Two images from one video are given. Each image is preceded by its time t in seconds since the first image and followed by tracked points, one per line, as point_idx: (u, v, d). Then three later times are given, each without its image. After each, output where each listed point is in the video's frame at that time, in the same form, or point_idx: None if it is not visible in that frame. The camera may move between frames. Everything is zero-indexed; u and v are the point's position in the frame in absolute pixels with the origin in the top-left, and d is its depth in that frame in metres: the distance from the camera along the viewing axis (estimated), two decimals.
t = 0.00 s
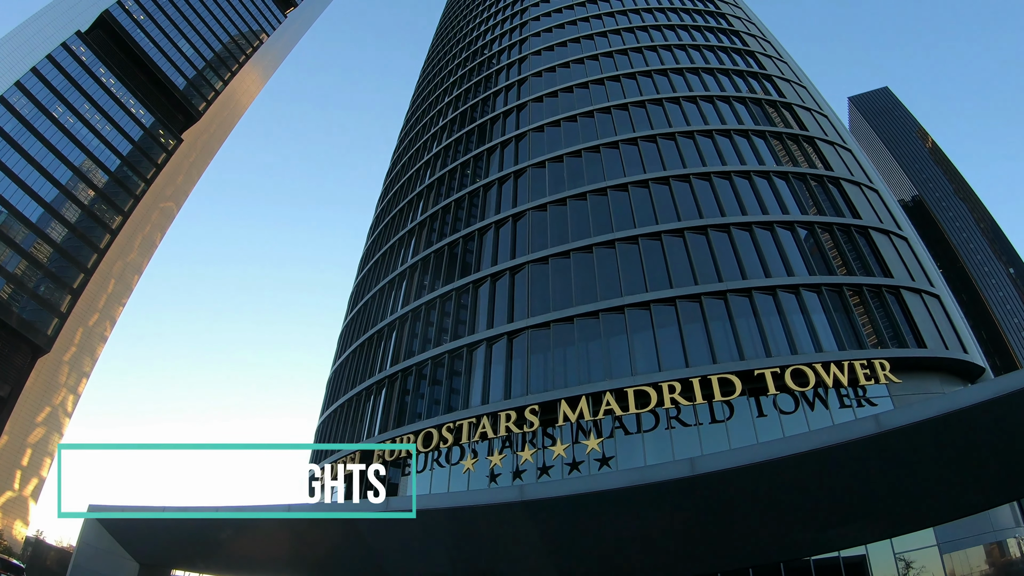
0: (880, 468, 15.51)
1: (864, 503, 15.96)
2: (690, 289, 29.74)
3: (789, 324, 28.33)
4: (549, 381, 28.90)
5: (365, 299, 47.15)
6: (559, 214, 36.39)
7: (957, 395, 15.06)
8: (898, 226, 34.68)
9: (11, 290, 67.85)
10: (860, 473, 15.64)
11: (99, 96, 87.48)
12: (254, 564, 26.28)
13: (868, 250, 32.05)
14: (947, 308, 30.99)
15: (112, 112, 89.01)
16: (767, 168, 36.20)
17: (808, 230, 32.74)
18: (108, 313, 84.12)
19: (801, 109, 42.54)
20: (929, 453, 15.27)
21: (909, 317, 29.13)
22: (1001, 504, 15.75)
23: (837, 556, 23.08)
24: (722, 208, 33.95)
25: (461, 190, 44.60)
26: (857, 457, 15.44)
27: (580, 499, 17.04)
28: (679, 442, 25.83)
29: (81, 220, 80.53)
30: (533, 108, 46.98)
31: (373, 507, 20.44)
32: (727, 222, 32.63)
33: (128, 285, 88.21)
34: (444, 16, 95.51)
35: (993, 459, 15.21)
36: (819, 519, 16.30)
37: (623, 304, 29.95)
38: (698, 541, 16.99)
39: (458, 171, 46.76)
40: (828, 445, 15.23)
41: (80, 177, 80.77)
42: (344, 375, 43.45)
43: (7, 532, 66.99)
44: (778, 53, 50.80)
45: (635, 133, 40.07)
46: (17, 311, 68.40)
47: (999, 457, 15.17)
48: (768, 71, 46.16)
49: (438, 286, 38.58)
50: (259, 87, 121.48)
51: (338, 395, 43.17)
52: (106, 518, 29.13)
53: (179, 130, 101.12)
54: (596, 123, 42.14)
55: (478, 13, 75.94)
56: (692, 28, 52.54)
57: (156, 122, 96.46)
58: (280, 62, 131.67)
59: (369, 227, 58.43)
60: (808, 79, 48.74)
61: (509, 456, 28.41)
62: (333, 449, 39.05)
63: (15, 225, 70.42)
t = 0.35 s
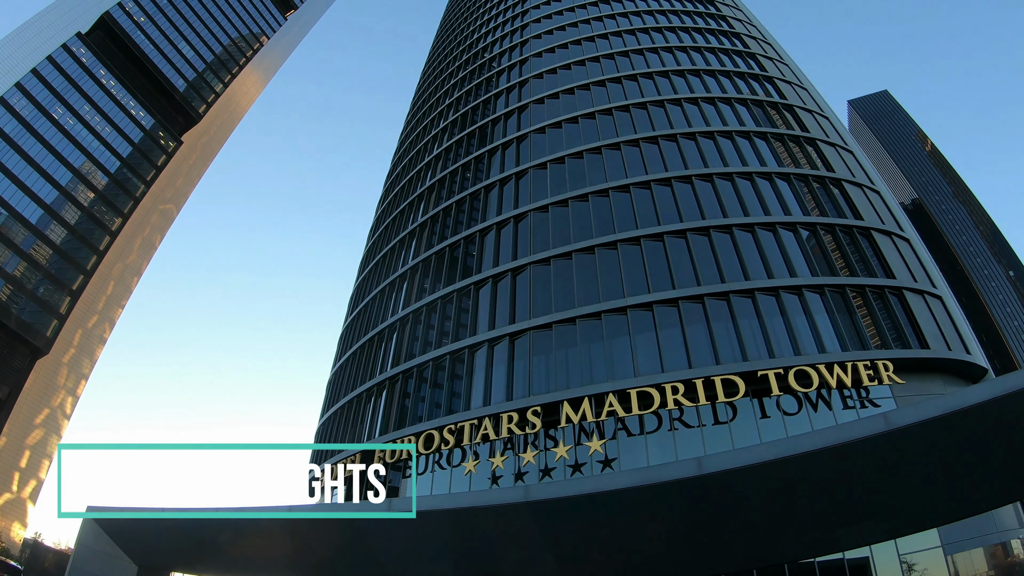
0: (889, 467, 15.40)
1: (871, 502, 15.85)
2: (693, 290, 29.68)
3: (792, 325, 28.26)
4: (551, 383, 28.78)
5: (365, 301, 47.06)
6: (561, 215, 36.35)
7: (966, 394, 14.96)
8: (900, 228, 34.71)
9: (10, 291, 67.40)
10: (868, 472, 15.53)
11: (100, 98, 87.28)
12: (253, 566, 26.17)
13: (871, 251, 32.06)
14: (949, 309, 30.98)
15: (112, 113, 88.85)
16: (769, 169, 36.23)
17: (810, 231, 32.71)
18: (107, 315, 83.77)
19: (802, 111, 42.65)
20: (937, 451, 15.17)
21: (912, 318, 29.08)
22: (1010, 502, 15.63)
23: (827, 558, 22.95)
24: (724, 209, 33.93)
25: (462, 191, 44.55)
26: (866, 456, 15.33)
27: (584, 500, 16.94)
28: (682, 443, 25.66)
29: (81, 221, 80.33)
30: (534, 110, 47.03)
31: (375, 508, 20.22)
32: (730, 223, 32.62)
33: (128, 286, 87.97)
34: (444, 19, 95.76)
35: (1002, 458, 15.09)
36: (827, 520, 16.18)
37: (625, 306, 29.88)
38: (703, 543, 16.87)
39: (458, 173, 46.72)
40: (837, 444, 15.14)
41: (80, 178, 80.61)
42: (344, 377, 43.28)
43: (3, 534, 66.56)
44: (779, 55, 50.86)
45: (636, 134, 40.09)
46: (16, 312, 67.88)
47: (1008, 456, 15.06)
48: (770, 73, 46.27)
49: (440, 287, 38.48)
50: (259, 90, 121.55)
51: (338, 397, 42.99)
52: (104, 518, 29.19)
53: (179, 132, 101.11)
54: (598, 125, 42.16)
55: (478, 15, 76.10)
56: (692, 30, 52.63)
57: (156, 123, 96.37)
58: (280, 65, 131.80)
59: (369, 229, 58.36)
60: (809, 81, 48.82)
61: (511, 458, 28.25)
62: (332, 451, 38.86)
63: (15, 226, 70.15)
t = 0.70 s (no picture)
0: (898, 464, 15.28)
1: (880, 500, 15.76)
2: (695, 290, 29.62)
3: (795, 325, 28.19)
4: (553, 384, 28.65)
5: (365, 302, 47.03)
6: (562, 216, 36.31)
7: (976, 390, 14.82)
8: (902, 228, 34.72)
9: (9, 293, 67.03)
10: (876, 470, 15.43)
11: (99, 99, 87.17)
12: (252, 569, 26.03)
13: (873, 252, 32.08)
14: (952, 309, 30.98)
15: (112, 115, 88.78)
16: (771, 170, 36.24)
17: (812, 232, 32.72)
18: (106, 317, 83.22)
19: (803, 112, 42.74)
20: (945, 449, 15.06)
21: (915, 319, 29.06)
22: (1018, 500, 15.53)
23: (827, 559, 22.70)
24: (726, 210, 33.91)
25: (463, 192, 44.49)
26: (875, 454, 15.19)
27: (589, 500, 16.78)
28: (685, 444, 25.47)
29: (81, 223, 80.23)
30: (534, 111, 47.07)
31: (377, 508, 20.02)
32: (732, 223, 32.60)
33: (127, 288, 87.46)
34: (444, 21, 95.92)
35: (1011, 455, 14.97)
36: (834, 519, 16.12)
37: (628, 306, 29.80)
38: (709, 542, 16.78)
39: (459, 174, 46.70)
40: (845, 442, 15.03)
41: (79, 180, 80.50)
42: (344, 378, 43.15)
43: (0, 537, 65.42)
44: (780, 57, 50.91)
45: (637, 135, 40.11)
46: (15, 313, 67.40)
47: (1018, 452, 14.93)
48: (771, 74, 46.35)
49: (441, 288, 38.39)
50: (259, 93, 121.60)
51: (338, 399, 42.86)
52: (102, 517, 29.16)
53: (179, 134, 101.15)
54: (599, 126, 42.17)
55: (478, 17, 76.19)
56: (693, 32, 52.72)
57: (156, 125, 96.38)
58: (279, 67, 131.87)
59: (369, 231, 58.29)
60: (810, 82, 48.86)
61: (513, 460, 27.99)
62: (332, 452, 38.71)
63: (14, 228, 70.00)
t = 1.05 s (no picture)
0: (908, 463, 15.16)
1: (889, 499, 15.64)
2: (698, 291, 29.54)
3: (799, 325, 28.10)
4: (555, 385, 28.51)
5: (366, 303, 46.89)
6: (565, 217, 36.22)
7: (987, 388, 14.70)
8: (905, 228, 34.69)
9: (8, 294, 66.30)
10: (887, 470, 15.33)
11: (99, 101, 87.02)
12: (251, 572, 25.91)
13: (876, 252, 32.04)
14: (955, 309, 30.93)
15: (112, 117, 88.57)
16: (773, 170, 36.20)
17: (815, 232, 32.69)
18: (106, 318, 82.06)
19: (804, 112, 42.76)
20: (956, 447, 14.93)
21: (919, 319, 28.99)
22: None
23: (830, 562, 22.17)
24: (730, 210, 33.86)
25: (464, 193, 44.41)
26: (884, 453, 15.06)
27: (596, 502, 16.64)
28: (689, 445, 25.30)
29: (81, 224, 79.53)
30: (535, 112, 47.08)
31: (381, 508, 19.81)
32: (735, 224, 32.55)
33: (127, 290, 86.71)
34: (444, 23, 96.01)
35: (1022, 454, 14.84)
36: (844, 520, 16.05)
37: (631, 307, 29.71)
38: (717, 543, 16.67)
39: (460, 175, 46.65)
40: (857, 441, 14.89)
41: (80, 181, 79.94)
42: (345, 379, 42.94)
43: None
44: (781, 57, 50.98)
45: (640, 135, 40.09)
46: (14, 314, 66.75)
47: None
48: (772, 75, 46.40)
49: (442, 289, 38.26)
50: (259, 95, 121.63)
51: (339, 401, 42.63)
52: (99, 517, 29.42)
53: (179, 135, 100.99)
54: (601, 126, 42.15)
55: (478, 19, 76.29)
56: (694, 32, 52.82)
57: (156, 126, 95.93)
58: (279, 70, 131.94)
59: (370, 232, 58.16)
60: (811, 82, 48.90)
61: (516, 461, 27.75)
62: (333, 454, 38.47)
63: (15, 229, 69.50)
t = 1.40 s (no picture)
0: (919, 459, 15.09)
1: (900, 497, 15.58)
2: (703, 290, 29.49)
3: (804, 325, 28.06)
4: (559, 385, 28.42)
5: (368, 304, 46.85)
6: (568, 216, 36.18)
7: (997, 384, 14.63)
8: (908, 228, 34.68)
9: (9, 296, 66.20)
10: (897, 469, 15.26)
11: (100, 102, 86.86)
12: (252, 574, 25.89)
13: (880, 251, 32.04)
14: (959, 308, 30.93)
15: (113, 118, 88.38)
16: (776, 169, 36.20)
17: (819, 231, 32.70)
18: (107, 320, 81.93)
19: (807, 111, 42.78)
20: (967, 444, 14.84)
21: (924, 318, 28.94)
22: None
23: (839, 561, 22.14)
24: (733, 210, 33.85)
25: (467, 193, 44.42)
26: (895, 450, 15.00)
27: (604, 502, 16.58)
28: (694, 445, 25.19)
29: (82, 226, 79.01)
30: (538, 112, 47.08)
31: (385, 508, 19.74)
32: (739, 223, 32.50)
33: (128, 292, 86.43)
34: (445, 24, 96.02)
35: None
36: (852, 519, 15.99)
37: (635, 306, 29.65)
38: (724, 542, 16.61)
39: (462, 175, 46.68)
40: (866, 439, 14.83)
41: (80, 183, 79.65)
42: (347, 380, 42.89)
43: None
44: (784, 57, 51.02)
45: (643, 135, 40.09)
46: (15, 316, 66.58)
47: None
48: (774, 75, 46.47)
49: (445, 289, 38.20)
50: (260, 97, 121.65)
51: (340, 402, 42.55)
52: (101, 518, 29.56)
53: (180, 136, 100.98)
54: (604, 126, 42.16)
55: (480, 20, 76.30)
56: (696, 32, 52.90)
57: (157, 128, 95.72)
58: (280, 71, 132.00)
59: (371, 233, 58.13)
60: (814, 82, 48.91)
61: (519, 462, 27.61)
62: (335, 456, 38.37)
63: (15, 230, 69.29)
